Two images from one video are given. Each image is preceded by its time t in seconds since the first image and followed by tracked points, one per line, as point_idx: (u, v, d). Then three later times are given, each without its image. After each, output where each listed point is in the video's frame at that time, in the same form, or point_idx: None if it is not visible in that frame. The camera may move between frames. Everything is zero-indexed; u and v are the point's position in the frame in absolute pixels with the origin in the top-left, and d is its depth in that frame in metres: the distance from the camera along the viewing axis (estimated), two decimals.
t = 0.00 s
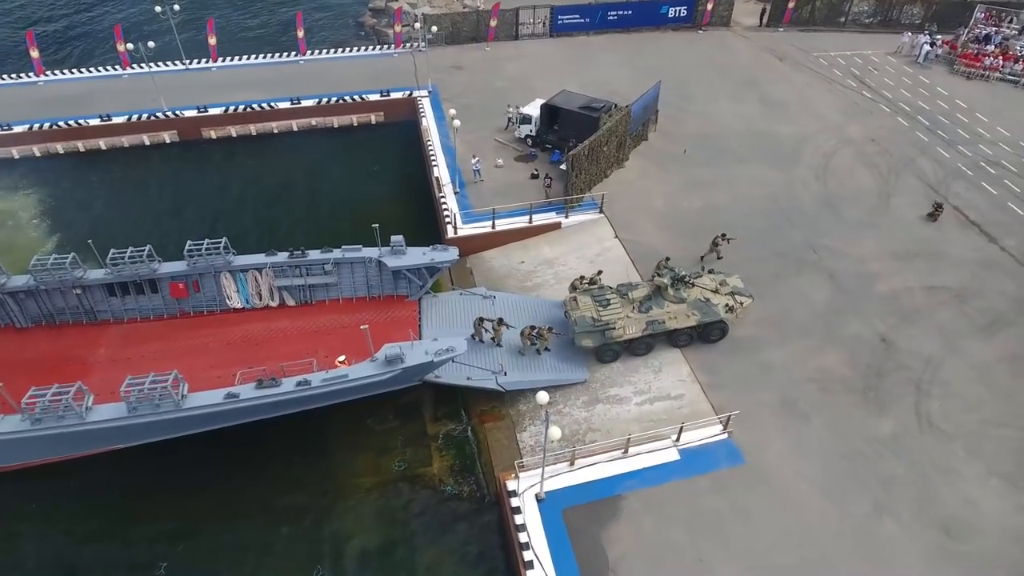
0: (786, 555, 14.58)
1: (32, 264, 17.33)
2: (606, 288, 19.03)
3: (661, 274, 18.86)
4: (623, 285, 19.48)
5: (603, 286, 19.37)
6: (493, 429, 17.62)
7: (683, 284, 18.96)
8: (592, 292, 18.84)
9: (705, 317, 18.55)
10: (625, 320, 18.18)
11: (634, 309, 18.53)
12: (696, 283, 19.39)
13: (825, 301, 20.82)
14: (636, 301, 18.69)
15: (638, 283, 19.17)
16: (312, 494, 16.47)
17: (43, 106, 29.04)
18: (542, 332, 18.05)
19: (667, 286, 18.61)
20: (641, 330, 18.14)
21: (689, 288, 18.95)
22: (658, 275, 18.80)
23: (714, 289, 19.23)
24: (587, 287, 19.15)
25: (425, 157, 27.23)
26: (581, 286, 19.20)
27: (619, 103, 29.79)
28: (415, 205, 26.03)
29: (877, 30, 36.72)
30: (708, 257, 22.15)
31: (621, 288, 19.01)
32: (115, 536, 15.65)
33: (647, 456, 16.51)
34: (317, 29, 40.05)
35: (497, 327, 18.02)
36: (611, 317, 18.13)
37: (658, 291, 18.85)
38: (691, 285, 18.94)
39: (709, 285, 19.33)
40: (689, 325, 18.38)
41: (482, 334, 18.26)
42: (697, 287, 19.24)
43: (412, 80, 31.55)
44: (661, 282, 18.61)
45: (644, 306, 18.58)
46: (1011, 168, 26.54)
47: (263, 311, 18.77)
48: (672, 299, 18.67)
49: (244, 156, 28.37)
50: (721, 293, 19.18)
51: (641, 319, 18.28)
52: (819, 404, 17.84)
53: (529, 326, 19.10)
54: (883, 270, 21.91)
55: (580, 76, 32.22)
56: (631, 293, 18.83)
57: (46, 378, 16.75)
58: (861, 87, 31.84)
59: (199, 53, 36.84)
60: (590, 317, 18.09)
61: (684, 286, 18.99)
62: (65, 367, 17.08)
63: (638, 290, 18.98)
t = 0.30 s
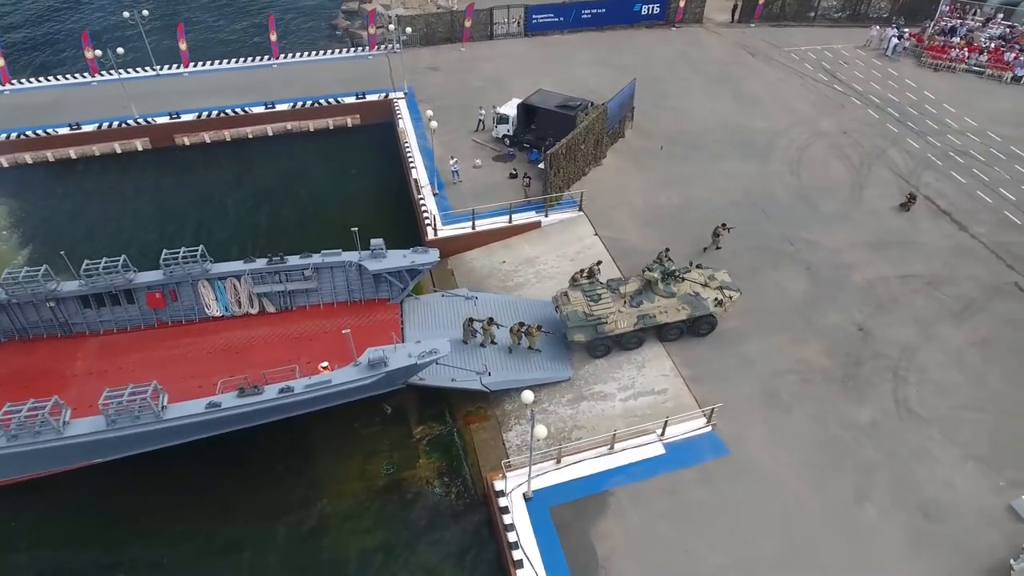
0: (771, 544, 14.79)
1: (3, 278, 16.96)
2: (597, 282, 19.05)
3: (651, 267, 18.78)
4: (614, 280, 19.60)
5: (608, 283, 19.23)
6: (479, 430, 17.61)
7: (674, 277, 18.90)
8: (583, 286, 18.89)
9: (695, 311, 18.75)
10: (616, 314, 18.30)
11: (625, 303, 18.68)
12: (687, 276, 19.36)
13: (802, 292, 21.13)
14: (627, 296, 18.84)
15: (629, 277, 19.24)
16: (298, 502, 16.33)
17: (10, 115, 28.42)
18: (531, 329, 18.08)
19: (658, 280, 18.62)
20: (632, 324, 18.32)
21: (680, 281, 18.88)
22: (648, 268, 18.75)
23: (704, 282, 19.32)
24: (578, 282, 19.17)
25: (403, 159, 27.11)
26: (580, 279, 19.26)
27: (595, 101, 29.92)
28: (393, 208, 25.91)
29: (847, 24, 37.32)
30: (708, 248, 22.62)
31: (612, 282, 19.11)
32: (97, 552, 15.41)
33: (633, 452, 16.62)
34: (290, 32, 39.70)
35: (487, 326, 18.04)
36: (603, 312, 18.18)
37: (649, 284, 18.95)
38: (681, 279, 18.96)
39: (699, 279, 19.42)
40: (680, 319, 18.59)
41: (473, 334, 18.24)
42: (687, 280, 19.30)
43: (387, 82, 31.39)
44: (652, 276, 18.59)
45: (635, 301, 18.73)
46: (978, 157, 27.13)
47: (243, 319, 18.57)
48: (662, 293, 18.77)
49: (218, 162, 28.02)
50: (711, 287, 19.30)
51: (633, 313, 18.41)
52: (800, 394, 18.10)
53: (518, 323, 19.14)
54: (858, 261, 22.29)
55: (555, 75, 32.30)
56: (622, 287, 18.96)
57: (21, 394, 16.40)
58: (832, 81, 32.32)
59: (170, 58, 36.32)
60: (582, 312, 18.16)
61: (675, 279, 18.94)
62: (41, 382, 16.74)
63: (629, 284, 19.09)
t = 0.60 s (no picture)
0: (757, 533, 14.99)
1: None
2: (587, 278, 19.42)
3: (641, 263, 19.25)
4: (604, 275, 19.80)
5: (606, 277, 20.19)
6: (465, 431, 17.60)
7: (663, 272, 19.37)
8: (574, 282, 19.26)
9: (685, 304, 18.92)
10: (607, 309, 18.54)
11: (616, 298, 18.86)
12: (675, 270, 19.78)
13: (781, 284, 21.42)
14: (618, 290, 19.01)
15: (619, 273, 19.47)
16: (284, 509, 16.18)
17: None
18: (521, 327, 18.21)
19: (647, 273, 18.99)
20: (624, 318, 18.44)
21: (669, 275, 19.33)
22: (638, 263, 19.21)
23: (692, 276, 19.64)
24: (569, 278, 19.55)
25: (381, 161, 26.97)
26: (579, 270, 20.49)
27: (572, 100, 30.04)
28: (372, 210, 25.77)
29: (817, 20, 37.90)
30: (708, 238, 23.03)
31: (602, 278, 19.41)
32: (79, 568, 15.14)
33: (618, 448, 16.72)
34: (262, 35, 39.34)
35: (476, 326, 18.10)
36: (594, 307, 18.50)
37: (638, 279, 19.24)
38: (670, 273, 19.36)
39: (688, 273, 19.74)
40: (670, 312, 18.72)
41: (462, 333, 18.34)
42: (676, 275, 19.67)
43: (363, 84, 31.21)
44: (642, 270, 18.98)
45: (626, 295, 18.94)
46: (948, 148, 27.70)
47: (222, 327, 18.35)
48: (652, 287, 19.06)
49: (193, 168, 27.67)
50: (699, 280, 19.59)
51: (624, 308, 18.60)
52: (780, 385, 18.35)
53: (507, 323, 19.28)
54: (834, 252, 22.66)
55: (531, 75, 32.37)
56: (613, 283, 19.15)
57: None
58: (805, 76, 32.77)
59: (141, 64, 35.78)
60: (573, 307, 18.47)
61: (663, 273, 19.39)
62: (15, 397, 16.36)
63: (619, 280, 19.29)
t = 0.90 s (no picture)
0: (744, 525, 15.17)
1: None
2: (576, 274, 19.57)
3: (630, 258, 19.36)
4: (593, 271, 19.99)
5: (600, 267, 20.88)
6: (451, 433, 17.57)
7: (651, 267, 19.52)
8: (564, 278, 19.40)
9: (673, 299, 19.16)
10: (598, 304, 18.71)
11: (606, 293, 19.06)
12: (663, 265, 19.92)
13: (759, 277, 21.69)
14: (607, 285, 19.22)
15: (608, 268, 19.68)
16: (270, 519, 16.02)
17: None
18: (510, 327, 18.24)
19: (636, 269, 19.14)
20: (613, 314, 18.69)
21: (657, 270, 19.52)
22: (626, 259, 19.29)
23: (680, 271, 19.79)
24: (558, 275, 19.69)
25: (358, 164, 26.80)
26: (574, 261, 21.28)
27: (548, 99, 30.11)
28: (351, 214, 25.60)
29: (787, 15, 38.41)
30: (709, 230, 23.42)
31: (591, 273, 19.55)
32: None
33: (604, 444, 16.81)
34: (234, 40, 38.87)
35: (467, 328, 18.09)
36: (584, 302, 18.64)
37: (627, 274, 19.38)
38: (658, 268, 19.52)
39: (675, 267, 19.89)
40: (659, 307, 18.97)
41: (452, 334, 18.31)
42: (664, 269, 19.81)
43: (338, 87, 30.99)
44: (631, 265, 19.09)
45: (615, 291, 19.13)
46: (918, 140, 28.23)
47: (201, 335, 18.10)
48: (641, 282, 19.26)
49: (167, 175, 27.24)
50: (687, 274, 19.76)
51: (613, 303, 18.80)
52: (762, 378, 18.58)
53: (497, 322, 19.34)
54: (810, 244, 23.00)
55: (507, 74, 32.38)
56: (602, 278, 19.36)
57: None
58: (777, 71, 33.17)
59: (109, 71, 35.15)
60: (564, 303, 18.61)
61: (652, 268, 19.56)
62: None
63: (609, 275, 19.50)
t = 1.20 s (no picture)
0: (731, 516, 15.33)
1: None
2: (566, 270, 19.72)
3: (618, 253, 19.60)
4: (582, 267, 20.19)
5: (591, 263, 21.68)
6: (436, 435, 17.52)
7: (639, 261, 19.73)
8: (553, 274, 19.51)
9: (661, 292, 19.33)
10: (587, 299, 18.81)
11: (595, 288, 19.20)
12: (650, 259, 20.18)
13: (738, 271, 21.93)
14: (597, 280, 19.40)
15: (596, 264, 19.90)
16: (255, 528, 15.82)
17: None
18: (500, 327, 18.28)
19: (624, 263, 19.37)
20: (604, 308, 18.77)
21: (645, 264, 19.74)
22: (614, 254, 19.54)
23: (666, 265, 20.07)
24: (547, 271, 19.82)
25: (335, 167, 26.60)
26: (569, 255, 22.28)
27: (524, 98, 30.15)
28: (330, 218, 25.39)
29: (758, 11, 38.90)
30: (708, 221, 23.83)
31: (580, 269, 19.74)
32: None
33: (589, 441, 16.88)
34: (204, 44, 38.33)
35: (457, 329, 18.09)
36: (574, 297, 18.73)
37: (616, 269, 19.64)
38: (646, 262, 19.74)
39: (662, 261, 20.16)
40: (647, 300, 19.11)
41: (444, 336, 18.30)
42: (652, 263, 20.07)
43: (312, 90, 30.72)
44: (619, 259, 19.35)
45: (605, 285, 19.30)
46: (888, 131, 28.74)
47: (180, 345, 17.83)
48: (629, 276, 19.46)
49: (139, 183, 26.77)
50: (673, 268, 20.04)
51: (603, 297, 18.93)
52: (743, 370, 18.78)
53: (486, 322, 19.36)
54: (787, 236, 23.31)
55: (483, 74, 32.34)
56: (591, 273, 19.53)
57: None
58: (749, 66, 33.56)
59: (76, 78, 34.46)
60: (554, 298, 18.69)
61: (640, 262, 19.77)
62: None
63: (598, 270, 19.70)
